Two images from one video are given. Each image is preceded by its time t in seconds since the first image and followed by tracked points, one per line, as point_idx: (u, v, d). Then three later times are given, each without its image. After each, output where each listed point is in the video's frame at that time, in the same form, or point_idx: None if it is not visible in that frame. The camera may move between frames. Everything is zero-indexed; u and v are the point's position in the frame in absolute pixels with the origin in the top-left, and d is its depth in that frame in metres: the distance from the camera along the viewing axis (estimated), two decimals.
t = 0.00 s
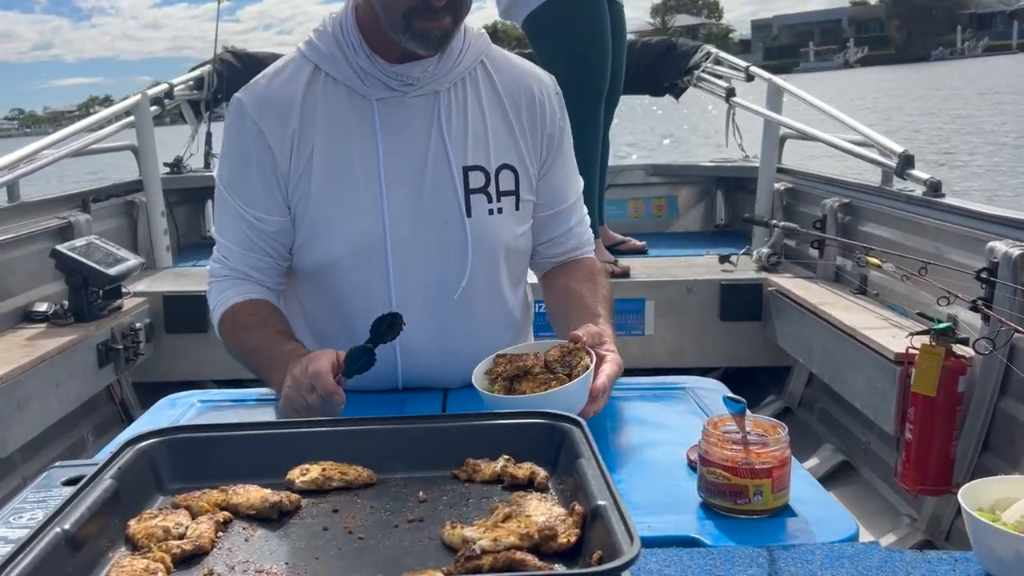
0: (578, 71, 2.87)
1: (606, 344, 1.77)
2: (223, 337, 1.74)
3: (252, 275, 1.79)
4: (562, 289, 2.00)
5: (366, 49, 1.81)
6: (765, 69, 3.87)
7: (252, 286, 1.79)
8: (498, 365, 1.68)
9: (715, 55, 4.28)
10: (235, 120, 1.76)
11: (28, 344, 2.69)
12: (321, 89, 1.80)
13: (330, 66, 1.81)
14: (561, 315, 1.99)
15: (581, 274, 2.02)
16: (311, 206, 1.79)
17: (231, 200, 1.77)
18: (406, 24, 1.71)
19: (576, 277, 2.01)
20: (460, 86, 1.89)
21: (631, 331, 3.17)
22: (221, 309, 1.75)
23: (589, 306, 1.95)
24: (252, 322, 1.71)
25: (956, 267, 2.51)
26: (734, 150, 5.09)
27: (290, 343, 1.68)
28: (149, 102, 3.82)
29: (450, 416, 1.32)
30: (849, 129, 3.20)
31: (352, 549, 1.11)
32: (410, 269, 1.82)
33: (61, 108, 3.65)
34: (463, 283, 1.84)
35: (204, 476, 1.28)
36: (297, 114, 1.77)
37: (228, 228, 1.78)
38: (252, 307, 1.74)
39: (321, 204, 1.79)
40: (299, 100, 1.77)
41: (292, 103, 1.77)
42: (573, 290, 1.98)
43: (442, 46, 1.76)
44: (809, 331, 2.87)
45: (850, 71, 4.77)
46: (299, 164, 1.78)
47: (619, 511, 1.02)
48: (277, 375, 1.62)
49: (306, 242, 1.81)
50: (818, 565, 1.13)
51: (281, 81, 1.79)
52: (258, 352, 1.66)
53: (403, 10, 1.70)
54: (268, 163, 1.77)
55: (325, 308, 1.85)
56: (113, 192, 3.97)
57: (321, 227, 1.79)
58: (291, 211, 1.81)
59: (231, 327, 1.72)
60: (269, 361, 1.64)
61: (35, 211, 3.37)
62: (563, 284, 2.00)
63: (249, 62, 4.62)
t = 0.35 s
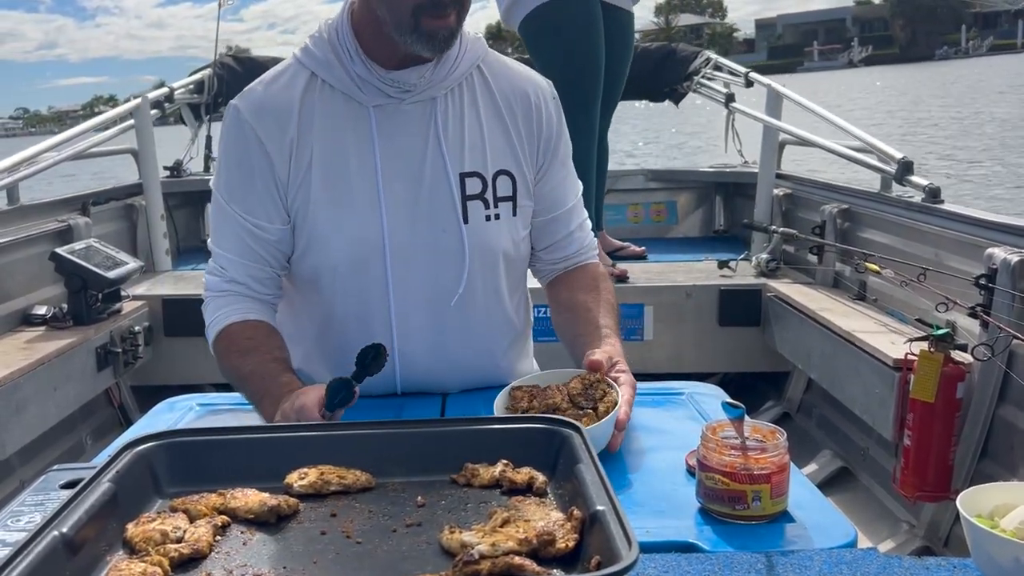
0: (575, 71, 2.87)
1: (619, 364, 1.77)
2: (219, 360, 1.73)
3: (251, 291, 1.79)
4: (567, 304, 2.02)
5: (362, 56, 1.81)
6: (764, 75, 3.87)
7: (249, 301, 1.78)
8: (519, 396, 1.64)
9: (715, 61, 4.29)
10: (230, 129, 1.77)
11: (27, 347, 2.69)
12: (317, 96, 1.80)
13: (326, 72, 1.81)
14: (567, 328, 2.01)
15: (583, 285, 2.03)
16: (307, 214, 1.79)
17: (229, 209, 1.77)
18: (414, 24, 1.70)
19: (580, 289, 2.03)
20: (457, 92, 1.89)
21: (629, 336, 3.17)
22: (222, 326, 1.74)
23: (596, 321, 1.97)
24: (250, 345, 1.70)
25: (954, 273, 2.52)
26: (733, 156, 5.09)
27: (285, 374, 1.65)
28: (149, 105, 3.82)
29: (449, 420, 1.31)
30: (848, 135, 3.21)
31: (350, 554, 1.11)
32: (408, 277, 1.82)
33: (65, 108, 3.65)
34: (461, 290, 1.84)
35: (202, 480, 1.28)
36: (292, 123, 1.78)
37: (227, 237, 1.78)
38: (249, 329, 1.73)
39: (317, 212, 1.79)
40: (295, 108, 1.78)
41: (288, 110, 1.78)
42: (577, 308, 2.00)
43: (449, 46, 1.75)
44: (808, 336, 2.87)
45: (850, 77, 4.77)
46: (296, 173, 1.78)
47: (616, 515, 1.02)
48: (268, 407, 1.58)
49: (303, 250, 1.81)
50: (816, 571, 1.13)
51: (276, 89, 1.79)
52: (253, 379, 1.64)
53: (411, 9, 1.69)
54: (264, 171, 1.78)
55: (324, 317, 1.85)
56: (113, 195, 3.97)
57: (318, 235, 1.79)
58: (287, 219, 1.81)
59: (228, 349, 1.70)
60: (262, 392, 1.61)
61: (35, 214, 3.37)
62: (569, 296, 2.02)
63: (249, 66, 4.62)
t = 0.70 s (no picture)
0: (570, 75, 2.87)
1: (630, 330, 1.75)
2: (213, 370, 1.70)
3: (241, 301, 1.77)
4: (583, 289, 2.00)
5: (355, 71, 1.81)
6: (762, 79, 3.90)
7: (246, 312, 1.76)
8: (521, 407, 1.66)
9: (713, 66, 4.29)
10: (221, 144, 1.77)
11: (24, 351, 2.69)
12: (310, 111, 1.81)
13: (319, 86, 1.82)
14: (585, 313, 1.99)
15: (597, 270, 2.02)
16: (301, 229, 1.79)
17: (221, 221, 1.77)
18: (410, 39, 1.70)
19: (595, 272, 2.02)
20: (453, 106, 1.89)
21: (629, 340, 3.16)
22: (216, 338, 1.71)
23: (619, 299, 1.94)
24: (245, 355, 1.67)
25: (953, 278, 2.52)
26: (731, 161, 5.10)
27: (284, 383, 1.61)
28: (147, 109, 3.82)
29: (447, 425, 1.31)
30: (846, 140, 3.22)
31: (347, 558, 1.10)
32: (404, 292, 1.82)
33: (70, 109, 3.65)
34: (458, 306, 1.84)
35: (200, 484, 1.27)
36: (285, 138, 1.78)
37: (218, 250, 1.77)
38: (246, 339, 1.71)
39: (311, 227, 1.79)
40: (286, 122, 1.78)
41: (280, 124, 1.78)
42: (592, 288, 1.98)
43: (447, 60, 1.75)
44: (806, 341, 2.87)
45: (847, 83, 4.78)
46: (289, 186, 1.78)
47: (615, 521, 1.02)
48: (267, 416, 1.55)
49: (297, 264, 1.81)
50: None
51: (267, 102, 1.79)
52: (252, 389, 1.61)
53: (406, 26, 1.69)
54: (256, 185, 1.78)
55: (320, 330, 1.85)
56: (111, 200, 3.97)
57: (313, 250, 1.79)
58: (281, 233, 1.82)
59: (226, 359, 1.68)
60: (262, 400, 1.58)
61: (33, 218, 3.37)
62: (583, 277, 2.02)
63: (248, 70, 4.62)
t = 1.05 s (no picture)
0: (570, 71, 2.87)
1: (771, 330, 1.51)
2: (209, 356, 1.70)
3: (241, 291, 1.76)
4: (688, 283, 1.72)
5: (363, 69, 1.80)
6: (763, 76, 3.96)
7: (246, 304, 1.74)
8: (521, 403, 1.66)
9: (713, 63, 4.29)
10: (227, 134, 1.78)
11: (23, 347, 2.69)
12: (316, 105, 1.81)
13: (327, 82, 1.82)
14: (692, 315, 1.71)
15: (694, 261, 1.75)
16: (303, 224, 1.80)
17: (223, 209, 1.77)
18: (423, 38, 1.70)
19: (698, 259, 1.75)
20: (461, 108, 1.88)
21: (628, 336, 3.16)
22: (210, 326, 1.71)
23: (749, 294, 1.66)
24: (242, 348, 1.66)
25: (952, 276, 2.52)
26: (731, 158, 5.10)
27: (284, 378, 1.60)
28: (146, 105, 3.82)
29: (445, 421, 1.31)
30: (845, 137, 3.22)
31: (346, 554, 1.11)
32: (402, 293, 1.83)
33: (74, 106, 3.65)
34: (455, 308, 1.85)
35: (198, 480, 1.27)
36: (290, 132, 1.79)
37: (219, 240, 1.77)
38: (248, 333, 1.69)
39: (312, 222, 1.79)
40: (292, 115, 1.79)
41: (286, 118, 1.78)
42: (701, 282, 1.70)
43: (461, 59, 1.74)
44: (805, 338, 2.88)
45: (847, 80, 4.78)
46: (291, 181, 1.79)
47: (614, 516, 1.02)
48: (266, 411, 1.53)
49: (297, 259, 1.82)
50: (812, 573, 1.13)
51: (275, 94, 1.80)
52: (252, 382, 1.60)
53: (420, 23, 1.69)
54: (260, 178, 1.79)
55: (319, 325, 1.87)
56: (110, 196, 3.97)
57: (313, 246, 1.80)
58: (283, 227, 1.82)
59: (225, 351, 1.66)
60: (263, 395, 1.57)
61: (33, 214, 3.37)
62: (669, 269, 1.77)
63: (248, 66, 4.62)
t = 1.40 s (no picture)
0: (571, 68, 2.88)
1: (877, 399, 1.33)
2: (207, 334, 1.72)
3: (240, 276, 1.76)
4: (746, 319, 1.50)
5: (380, 66, 1.83)
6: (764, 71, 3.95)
7: (246, 289, 1.75)
8: (519, 397, 1.66)
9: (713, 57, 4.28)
10: (243, 120, 1.81)
11: (23, 341, 2.69)
12: (331, 97, 1.83)
13: (345, 77, 1.84)
14: (749, 354, 1.50)
15: (750, 290, 1.53)
16: (308, 215, 1.81)
17: (232, 191, 1.79)
18: (435, 41, 1.71)
19: (749, 285, 1.53)
20: (475, 114, 1.86)
21: (627, 331, 3.16)
22: (208, 307, 1.72)
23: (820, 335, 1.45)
24: (241, 339, 1.66)
25: (951, 270, 2.51)
26: (731, 152, 5.10)
27: (285, 373, 1.60)
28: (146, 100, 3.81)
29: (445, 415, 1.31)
30: (845, 131, 3.22)
31: (347, 548, 1.11)
32: (401, 295, 1.83)
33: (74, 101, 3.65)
34: (453, 309, 1.84)
35: (198, 476, 1.28)
36: (302, 124, 1.80)
37: (225, 222, 1.78)
38: (251, 323, 1.69)
39: (317, 214, 1.80)
40: (305, 105, 1.81)
41: (299, 108, 1.81)
42: (762, 319, 1.49)
43: (474, 63, 1.75)
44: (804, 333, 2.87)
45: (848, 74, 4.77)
46: (300, 171, 1.80)
47: (613, 510, 1.02)
48: (267, 404, 1.53)
49: (301, 251, 1.83)
50: (812, 567, 1.13)
51: (292, 81, 1.83)
52: (253, 374, 1.60)
53: (432, 26, 1.69)
54: (270, 167, 1.81)
55: (320, 319, 1.88)
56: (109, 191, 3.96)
57: (317, 240, 1.81)
58: (289, 217, 1.83)
59: (226, 339, 1.67)
60: (263, 388, 1.57)
61: (32, 209, 3.37)
62: (720, 291, 1.55)
63: (247, 60, 4.61)
